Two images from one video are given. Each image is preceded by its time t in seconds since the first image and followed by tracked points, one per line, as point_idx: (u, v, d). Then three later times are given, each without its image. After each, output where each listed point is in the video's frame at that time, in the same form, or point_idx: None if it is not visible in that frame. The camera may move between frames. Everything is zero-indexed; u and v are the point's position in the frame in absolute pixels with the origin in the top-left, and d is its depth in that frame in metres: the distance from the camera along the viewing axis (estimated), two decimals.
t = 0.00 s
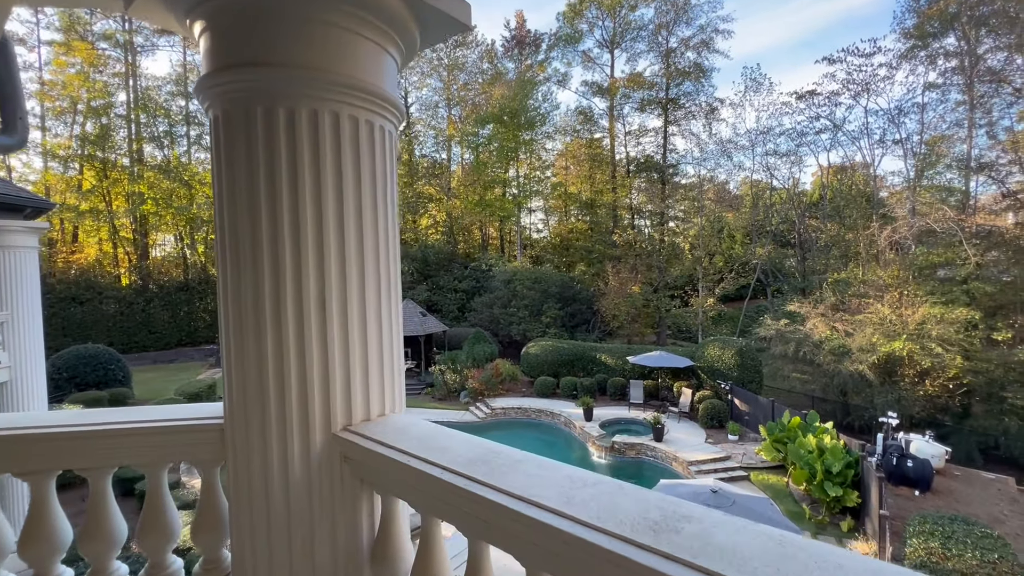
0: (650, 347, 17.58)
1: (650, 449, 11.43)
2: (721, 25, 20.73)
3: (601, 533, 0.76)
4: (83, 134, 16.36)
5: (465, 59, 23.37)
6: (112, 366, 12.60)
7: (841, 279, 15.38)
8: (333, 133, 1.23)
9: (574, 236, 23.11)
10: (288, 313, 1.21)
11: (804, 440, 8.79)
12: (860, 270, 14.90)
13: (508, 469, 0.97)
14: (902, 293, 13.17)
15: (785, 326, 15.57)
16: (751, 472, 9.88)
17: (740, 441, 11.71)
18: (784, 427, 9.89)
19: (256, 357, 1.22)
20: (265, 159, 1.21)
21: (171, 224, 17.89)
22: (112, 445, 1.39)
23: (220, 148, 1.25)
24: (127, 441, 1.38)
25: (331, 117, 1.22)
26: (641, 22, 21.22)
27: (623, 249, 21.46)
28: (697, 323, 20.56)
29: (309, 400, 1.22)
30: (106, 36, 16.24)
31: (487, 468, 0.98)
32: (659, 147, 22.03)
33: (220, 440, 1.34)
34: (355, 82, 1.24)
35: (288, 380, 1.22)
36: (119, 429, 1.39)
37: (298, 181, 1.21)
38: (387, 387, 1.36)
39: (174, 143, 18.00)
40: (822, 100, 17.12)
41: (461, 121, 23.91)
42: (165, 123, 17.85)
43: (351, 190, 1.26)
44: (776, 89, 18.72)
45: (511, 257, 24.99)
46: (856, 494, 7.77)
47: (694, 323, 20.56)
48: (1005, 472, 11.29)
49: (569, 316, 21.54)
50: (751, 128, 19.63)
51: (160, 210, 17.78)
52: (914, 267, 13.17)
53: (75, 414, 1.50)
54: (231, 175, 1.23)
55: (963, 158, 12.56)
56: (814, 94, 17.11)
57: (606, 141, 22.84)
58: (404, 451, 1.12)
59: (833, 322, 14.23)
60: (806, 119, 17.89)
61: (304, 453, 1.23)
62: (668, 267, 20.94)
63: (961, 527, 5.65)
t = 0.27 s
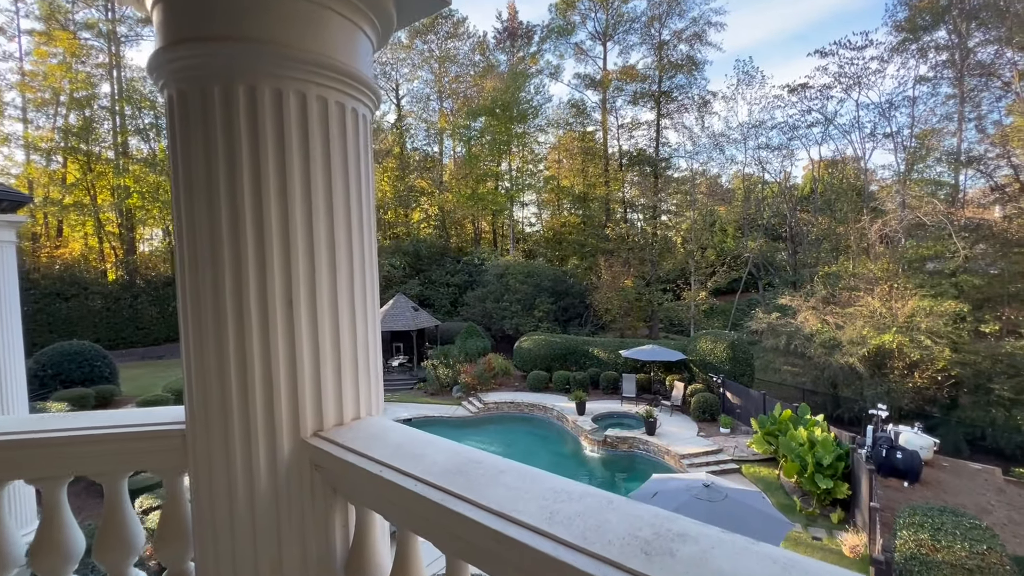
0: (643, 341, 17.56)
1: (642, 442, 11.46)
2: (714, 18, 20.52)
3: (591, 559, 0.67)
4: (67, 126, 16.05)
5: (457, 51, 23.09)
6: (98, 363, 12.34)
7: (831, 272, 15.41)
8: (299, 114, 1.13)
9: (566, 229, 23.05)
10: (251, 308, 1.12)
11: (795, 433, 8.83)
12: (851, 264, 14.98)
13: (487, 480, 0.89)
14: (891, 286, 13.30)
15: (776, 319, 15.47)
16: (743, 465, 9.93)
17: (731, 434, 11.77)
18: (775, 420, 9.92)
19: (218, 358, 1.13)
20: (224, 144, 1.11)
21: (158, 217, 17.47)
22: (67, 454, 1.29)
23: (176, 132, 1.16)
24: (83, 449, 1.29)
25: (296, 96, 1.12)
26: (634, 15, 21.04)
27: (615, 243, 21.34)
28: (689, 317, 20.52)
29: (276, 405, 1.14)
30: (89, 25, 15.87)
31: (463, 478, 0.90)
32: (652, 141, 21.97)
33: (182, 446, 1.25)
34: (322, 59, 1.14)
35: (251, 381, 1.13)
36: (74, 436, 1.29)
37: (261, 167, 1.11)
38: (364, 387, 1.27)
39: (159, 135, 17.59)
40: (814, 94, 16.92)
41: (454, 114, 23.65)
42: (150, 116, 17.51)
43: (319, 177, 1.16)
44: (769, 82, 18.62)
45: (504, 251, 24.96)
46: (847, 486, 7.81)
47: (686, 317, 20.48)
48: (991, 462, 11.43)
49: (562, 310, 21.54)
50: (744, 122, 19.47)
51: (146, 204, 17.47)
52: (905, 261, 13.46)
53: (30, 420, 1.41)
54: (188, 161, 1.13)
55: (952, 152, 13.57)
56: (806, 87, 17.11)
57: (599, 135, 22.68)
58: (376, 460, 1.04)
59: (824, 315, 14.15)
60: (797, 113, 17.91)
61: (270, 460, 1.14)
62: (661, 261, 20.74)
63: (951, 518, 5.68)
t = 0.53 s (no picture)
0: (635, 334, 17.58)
1: (635, 435, 11.49)
2: (706, 9, 20.40)
3: None
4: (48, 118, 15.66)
5: (448, 42, 23.41)
6: (84, 359, 12.10)
7: (822, 266, 15.51)
8: (262, 96, 1.05)
9: (560, 222, 23.02)
10: (210, 305, 1.04)
11: (786, 425, 8.88)
12: (841, 257, 15.04)
13: (464, 490, 0.82)
14: (881, 279, 13.38)
15: (768, 312, 15.45)
16: (734, 457, 9.99)
17: (723, 426, 11.83)
18: (766, 412, 9.96)
19: (176, 359, 1.05)
20: (178, 127, 1.03)
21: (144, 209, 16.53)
22: (20, 463, 1.21)
23: (129, 114, 1.07)
24: (37, 456, 1.21)
25: (258, 76, 1.04)
26: (626, 6, 20.86)
27: (608, 236, 21.18)
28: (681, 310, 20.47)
29: (241, 408, 1.07)
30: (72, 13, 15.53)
31: (438, 488, 0.83)
32: (644, 133, 21.67)
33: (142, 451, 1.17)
34: (286, 34, 1.05)
35: (213, 382, 1.05)
36: (29, 443, 1.21)
37: (220, 152, 1.03)
38: (338, 387, 1.20)
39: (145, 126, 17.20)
40: (806, 87, 17.35)
41: (445, 106, 24.17)
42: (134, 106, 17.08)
43: (286, 163, 1.08)
44: (761, 75, 18.75)
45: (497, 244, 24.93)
46: (837, 477, 7.87)
47: (678, 310, 20.45)
48: (977, 451, 11.61)
49: (555, 303, 21.54)
50: (736, 114, 19.56)
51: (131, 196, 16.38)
52: (895, 253, 13.56)
53: None
54: (142, 145, 1.05)
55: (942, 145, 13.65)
56: (798, 80, 17.35)
57: (592, 127, 22.42)
58: (345, 468, 0.97)
59: (814, 307, 14.11)
60: (790, 105, 18.06)
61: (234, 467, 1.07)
62: (654, 254, 20.78)
63: (939, 509, 5.72)
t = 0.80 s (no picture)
0: (629, 326, 17.57)
1: (628, 428, 11.53)
2: None
3: None
4: (31, 109, 15.27)
5: (440, 33, 23.07)
6: (70, 355, 11.87)
7: (813, 258, 15.52)
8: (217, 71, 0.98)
9: (553, 216, 22.91)
10: (164, 297, 0.97)
11: (778, 417, 8.90)
12: (833, 249, 15.10)
13: (437, 502, 0.75)
14: (872, 271, 13.43)
15: (761, 305, 15.42)
16: (726, 449, 10.05)
17: (716, 418, 11.89)
18: (758, 404, 9.99)
19: (127, 356, 0.99)
20: (128, 105, 0.95)
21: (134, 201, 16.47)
22: None
23: (78, 93, 1.00)
24: None
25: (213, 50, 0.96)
26: None
27: (601, 229, 21.03)
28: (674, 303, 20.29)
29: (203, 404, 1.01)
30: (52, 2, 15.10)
31: (408, 501, 0.76)
32: (638, 125, 21.43)
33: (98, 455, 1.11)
34: (246, 5, 0.97)
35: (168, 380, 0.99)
36: None
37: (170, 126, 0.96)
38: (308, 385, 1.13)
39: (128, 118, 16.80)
40: (799, 79, 17.39)
41: (437, 97, 23.95)
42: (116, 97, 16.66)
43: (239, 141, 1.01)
44: (755, 67, 18.63)
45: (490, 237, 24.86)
46: (827, 469, 7.92)
47: (671, 303, 20.35)
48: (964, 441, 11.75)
49: (548, 296, 21.50)
50: (729, 107, 19.48)
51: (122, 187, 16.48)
52: (885, 245, 13.65)
53: None
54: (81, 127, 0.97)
55: (932, 138, 13.84)
56: (791, 72, 17.41)
57: (585, 119, 22.35)
58: (312, 477, 0.90)
59: (806, 300, 14.12)
60: (782, 97, 18.21)
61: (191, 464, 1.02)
62: (646, 247, 20.62)
63: (929, 500, 5.76)
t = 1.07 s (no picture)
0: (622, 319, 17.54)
1: (621, 421, 11.55)
2: None
3: None
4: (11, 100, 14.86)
5: (433, 24, 22.78)
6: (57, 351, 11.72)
7: (806, 250, 15.55)
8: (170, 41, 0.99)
9: (547, 208, 22.84)
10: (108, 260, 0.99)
11: (771, 410, 8.90)
12: (825, 242, 15.14)
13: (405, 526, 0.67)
14: (864, 263, 13.49)
15: (754, 297, 15.36)
16: (719, 441, 10.09)
17: (709, 411, 11.92)
18: (751, 396, 9.99)
19: (72, 321, 1.01)
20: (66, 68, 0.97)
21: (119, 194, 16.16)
22: None
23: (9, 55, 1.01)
24: None
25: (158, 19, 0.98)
26: None
27: (595, 222, 20.93)
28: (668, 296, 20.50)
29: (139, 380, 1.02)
30: None
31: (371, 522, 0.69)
32: (631, 118, 21.41)
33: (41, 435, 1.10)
34: None
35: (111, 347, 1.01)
36: None
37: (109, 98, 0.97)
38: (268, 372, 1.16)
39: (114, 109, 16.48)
40: (793, 71, 17.60)
41: (430, 89, 23.69)
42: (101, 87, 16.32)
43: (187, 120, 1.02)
44: (749, 59, 18.59)
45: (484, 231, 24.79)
46: (819, 461, 7.94)
47: (664, 296, 20.42)
48: (954, 432, 11.86)
49: (542, 289, 21.46)
50: (723, 99, 19.47)
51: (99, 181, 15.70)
52: (878, 238, 13.81)
53: None
54: (31, 98, 0.98)
55: (924, 130, 13.92)
56: (785, 64, 17.52)
57: (579, 111, 22.02)
58: (270, 491, 0.83)
59: (799, 293, 14.16)
60: (776, 89, 18.22)
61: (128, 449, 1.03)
62: (640, 240, 20.56)
63: (920, 492, 5.78)
